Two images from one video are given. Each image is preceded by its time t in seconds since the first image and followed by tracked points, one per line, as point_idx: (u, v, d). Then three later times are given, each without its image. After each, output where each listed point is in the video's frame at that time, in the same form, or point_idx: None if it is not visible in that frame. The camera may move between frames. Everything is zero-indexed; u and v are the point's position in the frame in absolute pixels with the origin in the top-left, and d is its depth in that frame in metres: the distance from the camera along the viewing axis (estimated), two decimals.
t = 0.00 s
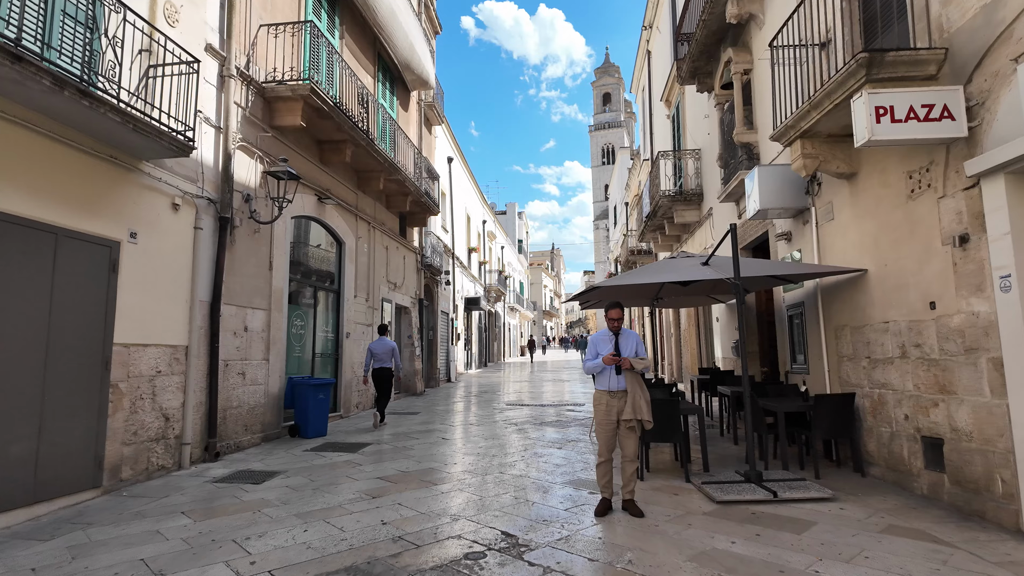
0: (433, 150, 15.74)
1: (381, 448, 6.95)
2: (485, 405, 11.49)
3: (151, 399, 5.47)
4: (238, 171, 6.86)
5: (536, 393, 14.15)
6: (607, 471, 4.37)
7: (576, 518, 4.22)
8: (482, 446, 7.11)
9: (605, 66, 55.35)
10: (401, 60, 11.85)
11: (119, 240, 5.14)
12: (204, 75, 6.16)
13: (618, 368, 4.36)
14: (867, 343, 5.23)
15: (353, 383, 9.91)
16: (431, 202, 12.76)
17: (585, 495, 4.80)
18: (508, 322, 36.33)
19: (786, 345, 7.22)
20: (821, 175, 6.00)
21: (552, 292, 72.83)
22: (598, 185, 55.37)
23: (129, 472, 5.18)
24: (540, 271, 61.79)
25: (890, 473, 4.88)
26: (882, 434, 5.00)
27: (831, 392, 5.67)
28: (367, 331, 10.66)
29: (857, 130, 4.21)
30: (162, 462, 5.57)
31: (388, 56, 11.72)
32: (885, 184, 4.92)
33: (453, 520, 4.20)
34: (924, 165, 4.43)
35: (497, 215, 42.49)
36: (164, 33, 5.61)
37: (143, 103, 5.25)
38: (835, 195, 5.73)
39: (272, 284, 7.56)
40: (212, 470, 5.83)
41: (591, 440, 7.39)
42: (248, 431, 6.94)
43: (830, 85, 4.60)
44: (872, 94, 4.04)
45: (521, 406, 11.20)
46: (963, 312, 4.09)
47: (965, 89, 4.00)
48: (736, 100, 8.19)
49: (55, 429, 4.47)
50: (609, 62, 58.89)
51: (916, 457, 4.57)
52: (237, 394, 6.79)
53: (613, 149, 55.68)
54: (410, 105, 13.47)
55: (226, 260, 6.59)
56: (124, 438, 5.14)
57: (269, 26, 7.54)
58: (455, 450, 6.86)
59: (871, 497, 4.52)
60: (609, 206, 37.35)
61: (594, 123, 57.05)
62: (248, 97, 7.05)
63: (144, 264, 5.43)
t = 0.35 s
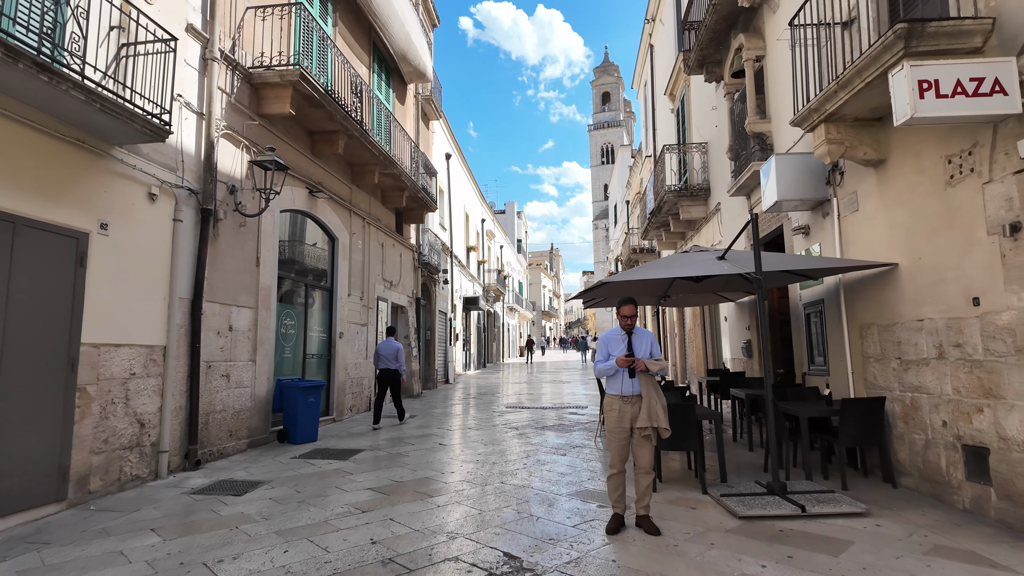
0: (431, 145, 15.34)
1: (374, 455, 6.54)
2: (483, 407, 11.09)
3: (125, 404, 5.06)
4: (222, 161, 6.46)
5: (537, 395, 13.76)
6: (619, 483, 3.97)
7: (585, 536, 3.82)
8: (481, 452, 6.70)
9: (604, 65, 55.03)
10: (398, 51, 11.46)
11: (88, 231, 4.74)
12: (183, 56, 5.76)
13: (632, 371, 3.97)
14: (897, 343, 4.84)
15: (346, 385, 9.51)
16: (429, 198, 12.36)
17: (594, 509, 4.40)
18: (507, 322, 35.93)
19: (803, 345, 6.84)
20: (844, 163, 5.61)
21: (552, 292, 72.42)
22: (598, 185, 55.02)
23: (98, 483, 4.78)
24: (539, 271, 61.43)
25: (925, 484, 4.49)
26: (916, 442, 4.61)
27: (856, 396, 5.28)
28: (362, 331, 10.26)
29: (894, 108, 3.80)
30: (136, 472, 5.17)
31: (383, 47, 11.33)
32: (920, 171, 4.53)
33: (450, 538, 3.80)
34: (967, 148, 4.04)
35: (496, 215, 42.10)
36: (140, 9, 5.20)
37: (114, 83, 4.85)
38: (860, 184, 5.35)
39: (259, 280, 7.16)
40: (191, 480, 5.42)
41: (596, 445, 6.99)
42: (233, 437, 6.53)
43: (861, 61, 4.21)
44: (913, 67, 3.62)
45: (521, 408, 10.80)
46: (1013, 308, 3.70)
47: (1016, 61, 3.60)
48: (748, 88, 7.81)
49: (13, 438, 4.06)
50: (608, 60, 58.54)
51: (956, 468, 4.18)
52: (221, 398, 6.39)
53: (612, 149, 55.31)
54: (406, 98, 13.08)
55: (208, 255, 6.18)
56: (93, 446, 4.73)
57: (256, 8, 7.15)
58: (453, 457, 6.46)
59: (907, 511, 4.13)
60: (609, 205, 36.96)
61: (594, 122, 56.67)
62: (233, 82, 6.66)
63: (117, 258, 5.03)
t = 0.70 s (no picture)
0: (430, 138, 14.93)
1: (368, 459, 6.14)
2: (483, 408, 10.70)
3: (96, 405, 4.65)
4: (207, 146, 6.08)
5: (539, 395, 13.35)
6: (637, 494, 3.56)
7: (599, 552, 3.43)
8: (482, 456, 6.31)
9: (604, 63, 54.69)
10: (396, 39, 11.07)
11: (54, 216, 4.33)
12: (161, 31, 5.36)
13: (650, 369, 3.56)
14: (936, 339, 4.44)
15: (341, 384, 9.11)
16: (428, 191, 11.96)
17: (606, 521, 4.00)
18: (507, 321, 35.55)
19: (824, 342, 6.44)
20: (873, 146, 5.22)
21: (552, 292, 71.99)
22: (598, 184, 54.64)
23: (65, 492, 4.37)
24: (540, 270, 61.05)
25: (970, 493, 4.10)
26: (959, 447, 4.22)
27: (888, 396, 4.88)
28: (358, 329, 9.87)
29: (946, 75, 3.41)
30: (109, 479, 4.76)
31: (381, 34, 10.94)
32: (964, 149, 4.15)
33: (449, 556, 3.40)
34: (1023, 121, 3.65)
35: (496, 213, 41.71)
36: None
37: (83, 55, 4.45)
38: (891, 168, 4.96)
39: (246, 274, 6.76)
40: (169, 487, 5.02)
41: (604, 449, 6.59)
42: (217, 440, 6.13)
43: (903, 27, 3.81)
44: (970, 27, 3.23)
45: (523, 409, 10.41)
46: None
47: None
48: (762, 72, 7.43)
49: None
50: (608, 59, 58.18)
51: (1009, 477, 3.79)
52: (205, 398, 5.99)
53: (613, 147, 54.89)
54: (405, 89, 12.68)
55: (190, 245, 5.78)
56: (60, 451, 4.32)
57: None
58: (452, 461, 6.07)
59: (955, 524, 3.73)
60: (610, 203, 36.56)
61: (594, 120, 56.26)
62: (218, 62, 6.27)
63: (87, 246, 4.62)
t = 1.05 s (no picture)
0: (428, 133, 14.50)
1: (361, 470, 5.74)
2: (483, 412, 10.27)
3: (61, 415, 4.24)
4: (188, 134, 5.69)
5: (541, 398, 12.93)
6: (659, 519, 3.15)
7: None
8: (483, 466, 5.91)
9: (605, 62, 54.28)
10: (393, 28, 10.66)
11: (11, 206, 3.92)
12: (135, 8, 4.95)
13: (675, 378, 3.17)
14: (984, 343, 4.04)
15: (335, 388, 8.70)
16: (426, 187, 11.56)
17: (622, 546, 3.59)
18: (507, 322, 35.13)
19: (847, 344, 6.04)
20: (907, 133, 4.81)
21: (552, 292, 71.55)
22: (599, 183, 54.21)
23: (24, 511, 3.96)
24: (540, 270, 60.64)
25: None
26: (1012, 462, 3.81)
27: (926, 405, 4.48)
28: (353, 330, 9.46)
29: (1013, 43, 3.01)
30: (76, 495, 4.35)
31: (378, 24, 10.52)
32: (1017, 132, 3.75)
33: None
34: None
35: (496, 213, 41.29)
36: None
37: (44, 29, 4.04)
38: (929, 156, 4.56)
39: (232, 272, 6.35)
40: (143, 503, 4.61)
41: (613, 458, 6.17)
42: (200, 449, 5.73)
43: None
44: None
45: (525, 414, 10.00)
46: None
47: None
48: (779, 59, 7.03)
49: None
50: (609, 57, 57.79)
51: None
52: (186, 405, 5.58)
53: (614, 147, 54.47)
54: (403, 81, 12.27)
55: (169, 240, 5.37)
56: (18, 467, 3.91)
57: None
58: (451, 471, 5.66)
59: (1015, 550, 3.33)
60: (611, 203, 36.14)
61: (595, 119, 55.81)
62: (201, 45, 5.87)
63: (51, 240, 4.22)
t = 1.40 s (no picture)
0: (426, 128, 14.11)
1: (350, 479, 5.33)
2: (482, 415, 9.87)
3: (14, 421, 3.84)
4: (164, 118, 5.30)
5: (542, 400, 12.53)
6: (681, 543, 2.76)
7: None
8: (482, 474, 5.50)
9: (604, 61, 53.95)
10: (388, 17, 10.27)
11: None
12: None
13: (700, 382, 2.77)
14: None
15: (326, 390, 8.30)
16: (423, 182, 11.16)
17: (637, 569, 3.19)
18: (506, 322, 34.72)
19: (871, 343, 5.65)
20: (943, 113, 4.43)
21: (552, 292, 71.14)
22: (599, 182, 53.81)
23: None
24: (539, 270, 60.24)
25: None
26: None
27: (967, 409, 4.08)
28: (346, 329, 9.05)
29: None
30: (32, 510, 3.94)
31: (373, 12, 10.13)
32: None
33: None
34: None
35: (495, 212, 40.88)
36: None
37: None
38: (968, 137, 4.17)
39: (214, 266, 5.95)
40: (109, 518, 4.20)
41: (620, 465, 5.78)
42: (177, 456, 5.33)
43: None
44: None
45: (526, 416, 9.59)
46: None
47: None
48: (795, 41, 6.65)
49: None
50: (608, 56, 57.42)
51: None
52: (161, 409, 5.18)
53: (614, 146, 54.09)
54: (399, 73, 11.88)
55: (142, 231, 4.97)
56: None
57: None
58: (447, 480, 5.26)
59: None
60: (612, 202, 35.73)
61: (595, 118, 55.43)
62: (180, 24, 5.48)
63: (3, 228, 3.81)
